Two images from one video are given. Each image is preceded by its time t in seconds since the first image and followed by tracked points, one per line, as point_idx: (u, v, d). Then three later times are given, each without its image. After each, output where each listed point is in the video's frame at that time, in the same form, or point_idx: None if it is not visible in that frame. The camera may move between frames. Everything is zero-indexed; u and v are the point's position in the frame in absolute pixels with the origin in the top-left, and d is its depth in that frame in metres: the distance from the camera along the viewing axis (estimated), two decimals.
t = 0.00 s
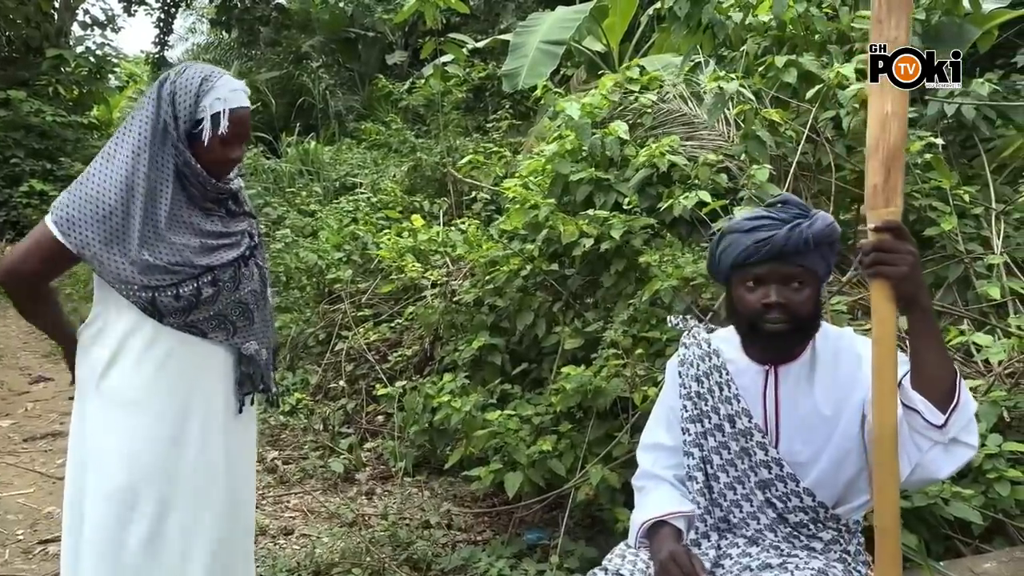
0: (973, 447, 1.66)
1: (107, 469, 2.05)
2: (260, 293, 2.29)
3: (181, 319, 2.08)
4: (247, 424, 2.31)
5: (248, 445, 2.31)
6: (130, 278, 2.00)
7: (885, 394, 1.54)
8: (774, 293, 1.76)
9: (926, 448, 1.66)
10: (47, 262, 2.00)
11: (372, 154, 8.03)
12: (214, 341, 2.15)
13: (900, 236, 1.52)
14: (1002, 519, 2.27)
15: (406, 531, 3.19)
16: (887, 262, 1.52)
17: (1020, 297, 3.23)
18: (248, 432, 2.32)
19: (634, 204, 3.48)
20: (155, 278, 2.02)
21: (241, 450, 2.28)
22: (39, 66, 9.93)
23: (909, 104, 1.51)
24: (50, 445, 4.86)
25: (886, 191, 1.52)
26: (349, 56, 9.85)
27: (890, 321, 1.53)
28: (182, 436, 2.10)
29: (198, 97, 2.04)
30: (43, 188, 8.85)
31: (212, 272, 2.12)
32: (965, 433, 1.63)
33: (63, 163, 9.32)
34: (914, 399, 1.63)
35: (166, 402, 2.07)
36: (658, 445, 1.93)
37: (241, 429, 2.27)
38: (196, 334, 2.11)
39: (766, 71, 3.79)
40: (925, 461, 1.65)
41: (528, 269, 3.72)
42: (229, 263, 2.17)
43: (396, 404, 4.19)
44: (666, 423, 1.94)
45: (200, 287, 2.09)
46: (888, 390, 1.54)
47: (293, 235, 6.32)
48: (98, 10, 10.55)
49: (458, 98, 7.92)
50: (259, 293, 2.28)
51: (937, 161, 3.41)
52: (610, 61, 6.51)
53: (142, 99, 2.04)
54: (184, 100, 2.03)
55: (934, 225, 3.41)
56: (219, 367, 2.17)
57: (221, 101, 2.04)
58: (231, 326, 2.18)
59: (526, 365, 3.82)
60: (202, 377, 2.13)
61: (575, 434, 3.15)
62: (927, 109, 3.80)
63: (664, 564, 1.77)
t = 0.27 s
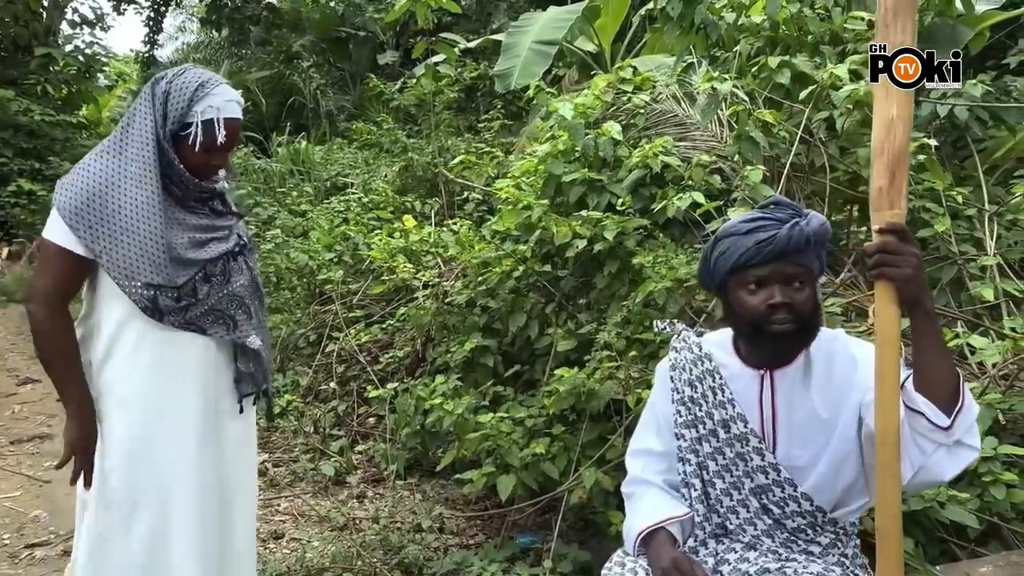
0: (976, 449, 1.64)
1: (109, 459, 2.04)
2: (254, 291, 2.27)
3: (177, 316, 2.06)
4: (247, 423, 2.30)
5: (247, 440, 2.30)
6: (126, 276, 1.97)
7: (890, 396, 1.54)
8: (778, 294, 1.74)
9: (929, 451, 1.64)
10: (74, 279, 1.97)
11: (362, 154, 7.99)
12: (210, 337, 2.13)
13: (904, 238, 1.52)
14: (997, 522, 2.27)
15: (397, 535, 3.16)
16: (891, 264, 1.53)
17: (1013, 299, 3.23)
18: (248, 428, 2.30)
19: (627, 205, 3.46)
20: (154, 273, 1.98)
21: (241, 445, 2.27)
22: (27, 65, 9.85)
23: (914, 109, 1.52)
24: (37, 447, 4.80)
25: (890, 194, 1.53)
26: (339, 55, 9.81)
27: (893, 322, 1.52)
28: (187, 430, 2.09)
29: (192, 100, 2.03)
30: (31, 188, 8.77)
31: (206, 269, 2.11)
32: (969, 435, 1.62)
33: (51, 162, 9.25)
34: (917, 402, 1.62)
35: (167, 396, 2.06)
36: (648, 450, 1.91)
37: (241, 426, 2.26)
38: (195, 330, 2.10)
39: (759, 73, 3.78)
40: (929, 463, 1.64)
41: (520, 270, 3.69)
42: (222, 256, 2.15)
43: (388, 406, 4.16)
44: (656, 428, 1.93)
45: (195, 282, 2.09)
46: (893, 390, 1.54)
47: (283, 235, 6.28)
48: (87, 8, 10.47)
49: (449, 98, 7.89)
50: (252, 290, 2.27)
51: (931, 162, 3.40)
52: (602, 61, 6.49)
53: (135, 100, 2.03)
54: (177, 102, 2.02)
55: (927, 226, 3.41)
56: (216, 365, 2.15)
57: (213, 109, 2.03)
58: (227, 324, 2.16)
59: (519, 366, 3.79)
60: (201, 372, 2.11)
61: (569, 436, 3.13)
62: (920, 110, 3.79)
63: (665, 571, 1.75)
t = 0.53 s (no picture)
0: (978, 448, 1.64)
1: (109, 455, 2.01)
2: (245, 290, 2.27)
3: (166, 311, 2.07)
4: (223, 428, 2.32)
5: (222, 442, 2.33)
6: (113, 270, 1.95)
7: (891, 397, 1.54)
8: (773, 293, 1.72)
9: (934, 452, 1.62)
10: (76, 266, 1.92)
11: (352, 155, 7.95)
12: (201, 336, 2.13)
13: (907, 238, 1.51)
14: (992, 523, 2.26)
15: (388, 538, 3.14)
16: (892, 264, 1.52)
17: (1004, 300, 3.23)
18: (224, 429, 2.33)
19: (619, 206, 3.45)
20: (142, 264, 1.97)
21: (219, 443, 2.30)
22: (13, 64, 9.77)
23: (916, 107, 1.51)
24: (22, 450, 4.75)
25: (893, 195, 1.51)
26: (329, 55, 9.77)
27: (894, 321, 1.52)
28: (194, 407, 2.14)
29: (186, 104, 2.00)
30: (17, 188, 8.69)
31: (196, 265, 2.11)
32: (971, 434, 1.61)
33: (38, 162, 9.18)
34: (924, 402, 1.60)
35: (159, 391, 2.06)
36: (638, 456, 1.89)
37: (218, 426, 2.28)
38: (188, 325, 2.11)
39: (751, 73, 3.77)
40: (933, 463, 1.62)
41: (512, 270, 3.67)
42: (212, 254, 2.15)
43: (378, 408, 4.13)
44: (644, 434, 1.90)
45: (184, 278, 2.09)
46: (893, 390, 1.53)
47: (272, 236, 6.24)
48: (74, 7, 10.39)
49: (439, 98, 7.87)
50: (244, 289, 2.27)
51: (923, 163, 3.40)
52: (593, 61, 6.48)
53: (130, 100, 2.01)
54: (171, 103, 1.99)
55: (919, 227, 3.40)
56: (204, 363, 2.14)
57: (208, 112, 2.01)
58: (217, 322, 2.16)
59: (510, 368, 3.77)
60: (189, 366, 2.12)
61: (561, 438, 3.11)
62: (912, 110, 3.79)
63: None
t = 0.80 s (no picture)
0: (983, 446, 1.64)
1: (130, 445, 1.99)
2: (238, 291, 2.35)
3: (170, 315, 2.14)
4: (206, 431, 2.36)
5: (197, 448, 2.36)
6: (117, 271, 2.00)
7: (895, 398, 1.59)
8: (771, 294, 1.72)
9: (942, 452, 1.62)
10: (76, 267, 1.96)
11: (341, 156, 7.91)
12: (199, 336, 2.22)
13: (913, 241, 1.57)
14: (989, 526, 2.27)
15: (381, 543, 3.11)
16: (899, 266, 1.56)
17: (996, 301, 3.24)
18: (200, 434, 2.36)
19: (613, 208, 3.44)
20: (144, 268, 2.03)
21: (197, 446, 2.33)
22: None
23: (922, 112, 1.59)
24: (8, 455, 4.69)
25: (899, 200, 1.59)
26: (317, 55, 9.73)
27: (901, 321, 1.57)
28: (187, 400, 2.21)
29: (184, 105, 2.09)
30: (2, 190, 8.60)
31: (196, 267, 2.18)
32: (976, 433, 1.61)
33: (24, 164, 9.09)
34: (931, 402, 1.61)
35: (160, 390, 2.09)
36: (632, 472, 1.86)
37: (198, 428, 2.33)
38: (188, 328, 2.19)
39: (744, 74, 3.77)
40: (942, 464, 1.61)
41: (505, 273, 3.65)
42: (214, 256, 2.23)
43: (370, 411, 4.11)
44: (634, 448, 1.88)
45: (186, 281, 2.17)
46: (899, 392, 1.59)
47: (261, 237, 6.20)
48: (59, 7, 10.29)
49: (429, 99, 7.85)
50: (238, 292, 2.35)
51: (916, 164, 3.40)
52: (583, 62, 6.47)
53: (127, 101, 2.10)
54: (170, 105, 2.08)
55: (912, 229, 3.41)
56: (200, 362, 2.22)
57: (206, 112, 2.08)
58: (214, 323, 2.25)
59: (503, 371, 3.76)
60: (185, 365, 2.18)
61: (555, 441, 3.10)
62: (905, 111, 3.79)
63: None
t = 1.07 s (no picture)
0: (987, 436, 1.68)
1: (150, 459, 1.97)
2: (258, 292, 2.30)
3: (200, 324, 2.08)
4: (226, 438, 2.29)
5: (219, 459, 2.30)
6: (144, 283, 1.95)
7: (904, 403, 1.59)
8: (772, 293, 1.71)
9: (953, 447, 1.64)
10: (94, 279, 1.90)
11: (329, 157, 7.87)
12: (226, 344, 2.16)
13: (925, 242, 1.57)
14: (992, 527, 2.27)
15: (378, 548, 3.09)
16: (912, 266, 1.57)
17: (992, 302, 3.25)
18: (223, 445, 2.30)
19: (610, 209, 3.42)
20: (170, 277, 1.97)
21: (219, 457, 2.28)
22: None
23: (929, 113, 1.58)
24: None
25: (910, 201, 1.58)
26: (303, 56, 9.68)
27: (911, 324, 1.57)
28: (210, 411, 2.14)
29: (187, 98, 2.02)
30: None
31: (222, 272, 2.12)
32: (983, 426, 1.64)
33: (8, 166, 9.00)
34: (946, 401, 1.62)
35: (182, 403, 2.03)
36: (636, 477, 1.84)
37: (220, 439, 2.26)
38: (217, 337, 2.13)
39: (739, 76, 3.76)
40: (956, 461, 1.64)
41: (501, 275, 3.63)
42: (237, 261, 2.17)
43: (364, 415, 4.08)
44: (636, 452, 1.86)
45: (213, 288, 2.11)
46: (909, 397, 1.59)
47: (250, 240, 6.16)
48: (43, 7, 10.16)
49: (418, 100, 7.82)
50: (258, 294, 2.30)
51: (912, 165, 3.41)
52: (572, 63, 6.46)
53: (133, 99, 2.03)
54: (173, 101, 2.01)
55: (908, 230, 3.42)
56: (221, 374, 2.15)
57: (211, 105, 2.04)
58: (240, 327, 2.19)
59: (499, 373, 3.74)
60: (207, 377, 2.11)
61: (554, 444, 3.08)
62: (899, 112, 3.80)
63: None
